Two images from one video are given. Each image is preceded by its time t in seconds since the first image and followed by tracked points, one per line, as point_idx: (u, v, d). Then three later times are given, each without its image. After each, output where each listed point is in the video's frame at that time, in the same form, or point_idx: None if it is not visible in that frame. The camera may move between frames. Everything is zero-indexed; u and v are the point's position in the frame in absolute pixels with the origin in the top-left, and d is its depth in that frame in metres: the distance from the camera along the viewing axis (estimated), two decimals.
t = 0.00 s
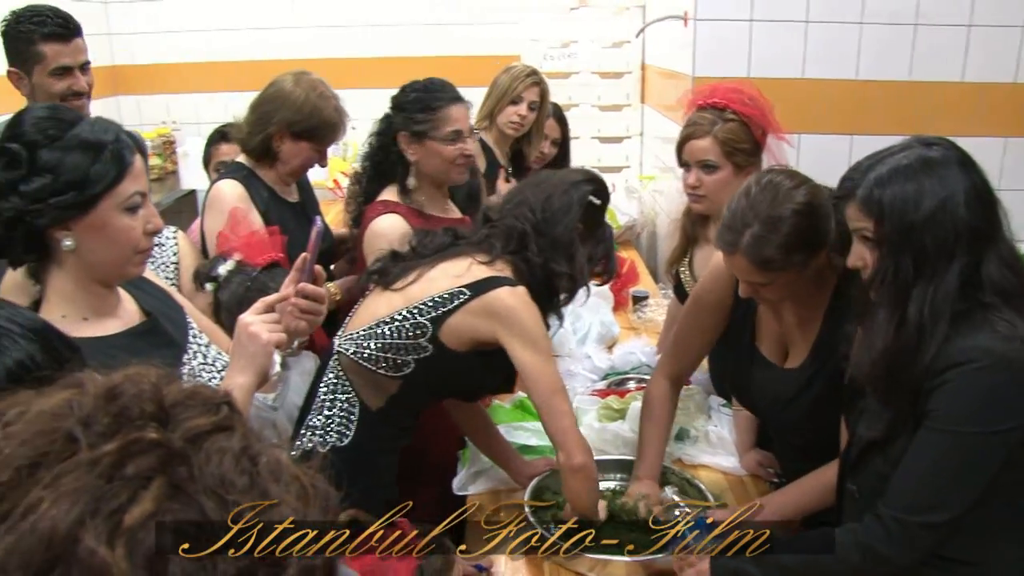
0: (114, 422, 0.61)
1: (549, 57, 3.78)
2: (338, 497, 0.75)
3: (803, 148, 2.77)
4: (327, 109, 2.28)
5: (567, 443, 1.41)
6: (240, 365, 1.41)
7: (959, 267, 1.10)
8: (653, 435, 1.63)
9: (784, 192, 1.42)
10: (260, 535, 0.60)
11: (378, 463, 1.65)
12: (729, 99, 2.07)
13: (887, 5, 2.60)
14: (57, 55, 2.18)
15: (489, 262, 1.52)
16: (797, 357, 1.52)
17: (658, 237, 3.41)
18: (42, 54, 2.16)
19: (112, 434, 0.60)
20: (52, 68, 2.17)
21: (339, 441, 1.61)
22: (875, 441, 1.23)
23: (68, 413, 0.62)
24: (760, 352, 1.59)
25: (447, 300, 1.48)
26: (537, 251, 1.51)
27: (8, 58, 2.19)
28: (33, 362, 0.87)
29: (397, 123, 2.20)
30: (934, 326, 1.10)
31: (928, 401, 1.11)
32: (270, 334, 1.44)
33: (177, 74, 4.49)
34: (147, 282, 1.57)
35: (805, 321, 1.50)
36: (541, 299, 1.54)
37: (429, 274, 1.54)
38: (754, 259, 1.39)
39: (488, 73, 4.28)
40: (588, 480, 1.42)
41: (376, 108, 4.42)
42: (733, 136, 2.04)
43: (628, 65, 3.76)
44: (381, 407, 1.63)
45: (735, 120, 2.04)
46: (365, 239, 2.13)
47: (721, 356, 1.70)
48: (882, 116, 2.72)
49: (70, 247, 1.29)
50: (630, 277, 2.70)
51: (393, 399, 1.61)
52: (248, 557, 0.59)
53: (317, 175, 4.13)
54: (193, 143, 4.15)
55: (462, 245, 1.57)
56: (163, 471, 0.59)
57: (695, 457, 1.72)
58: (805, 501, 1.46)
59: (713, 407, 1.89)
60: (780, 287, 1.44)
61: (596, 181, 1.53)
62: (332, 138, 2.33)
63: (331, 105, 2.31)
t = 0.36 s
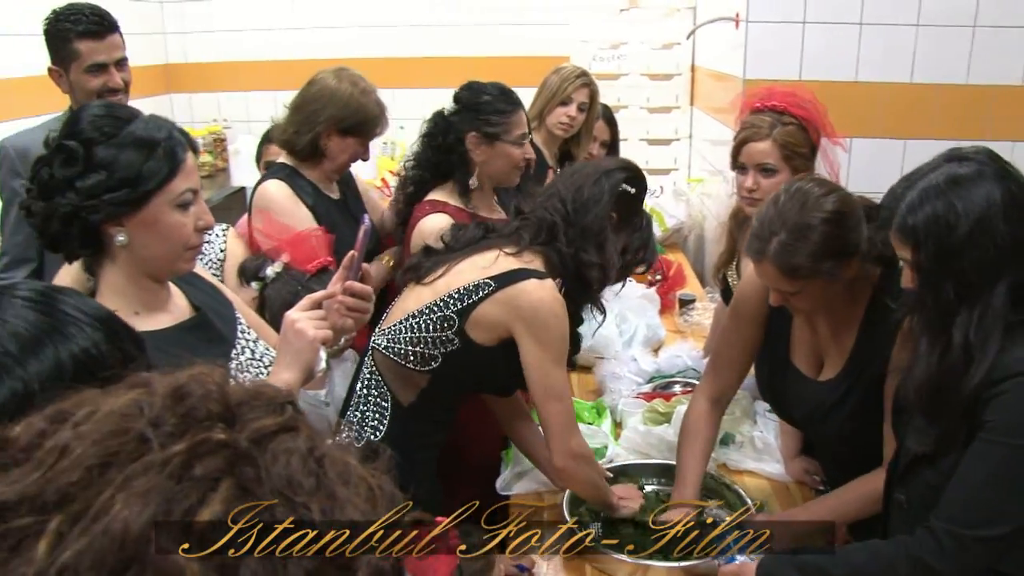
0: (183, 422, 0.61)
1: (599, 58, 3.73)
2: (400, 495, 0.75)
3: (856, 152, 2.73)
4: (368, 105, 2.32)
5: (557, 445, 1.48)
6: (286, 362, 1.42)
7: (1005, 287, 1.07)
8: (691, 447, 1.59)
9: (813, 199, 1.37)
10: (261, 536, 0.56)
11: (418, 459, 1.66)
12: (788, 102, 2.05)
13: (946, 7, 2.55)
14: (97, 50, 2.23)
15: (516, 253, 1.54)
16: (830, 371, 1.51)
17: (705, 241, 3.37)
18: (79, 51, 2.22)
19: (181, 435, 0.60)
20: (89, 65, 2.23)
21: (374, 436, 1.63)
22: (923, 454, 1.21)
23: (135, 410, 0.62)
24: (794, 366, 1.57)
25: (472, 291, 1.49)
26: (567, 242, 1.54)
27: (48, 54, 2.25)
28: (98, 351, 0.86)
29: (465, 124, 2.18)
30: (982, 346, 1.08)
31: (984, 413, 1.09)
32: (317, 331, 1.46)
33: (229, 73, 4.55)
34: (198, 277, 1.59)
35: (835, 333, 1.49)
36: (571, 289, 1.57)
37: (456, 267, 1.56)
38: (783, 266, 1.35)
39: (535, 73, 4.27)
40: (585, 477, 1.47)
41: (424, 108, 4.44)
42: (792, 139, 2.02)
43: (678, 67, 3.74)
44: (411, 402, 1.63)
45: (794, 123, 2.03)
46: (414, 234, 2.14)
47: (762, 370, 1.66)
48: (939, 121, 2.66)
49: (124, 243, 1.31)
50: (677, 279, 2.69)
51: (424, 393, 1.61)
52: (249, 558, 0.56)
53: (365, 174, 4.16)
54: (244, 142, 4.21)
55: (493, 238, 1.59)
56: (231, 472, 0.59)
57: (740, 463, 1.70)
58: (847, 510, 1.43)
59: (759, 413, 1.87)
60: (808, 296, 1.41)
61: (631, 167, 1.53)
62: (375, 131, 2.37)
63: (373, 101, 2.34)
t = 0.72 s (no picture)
0: (220, 433, 0.60)
1: (635, 60, 3.74)
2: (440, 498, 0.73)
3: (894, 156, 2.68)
4: (393, 100, 2.32)
5: (538, 435, 1.44)
6: (321, 359, 1.42)
7: None
8: (739, 436, 1.61)
9: (875, 163, 1.39)
10: (262, 536, 0.54)
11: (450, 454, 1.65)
12: (826, 106, 2.03)
13: (991, 9, 2.50)
14: (133, 49, 2.26)
15: (537, 244, 1.53)
16: (886, 345, 1.48)
17: (741, 245, 3.35)
18: (114, 50, 2.25)
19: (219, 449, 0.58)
20: (123, 65, 2.26)
21: (403, 434, 1.63)
22: (961, 469, 1.18)
23: (169, 415, 0.60)
24: (847, 348, 1.55)
25: (493, 281, 1.50)
26: (589, 234, 1.53)
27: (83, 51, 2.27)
28: (151, 340, 0.85)
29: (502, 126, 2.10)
30: None
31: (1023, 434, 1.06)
32: (353, 329, 1.46)
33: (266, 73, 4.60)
34: (234, 274, 1.61)
35: (896, 311, 1.45)
36: (595, 281, 1.55)
37: (479, 261, 1.57)
38: (841, 224, 1.37)
39: (570, 76, 4.27)
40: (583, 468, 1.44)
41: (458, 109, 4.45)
42: (832, 142, 1.98)
43: (715, 69, 3.72)
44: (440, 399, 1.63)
45: (832, 127, 1.99)
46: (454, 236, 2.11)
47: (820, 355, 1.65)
48: (982, 125, 2.60)
49: (160, 241, 1.33)
50: (711, 283, 2.67)
51: (451, 390, 1.62)
52: (247, 559, 0.53)
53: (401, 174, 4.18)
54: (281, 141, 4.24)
55: (518, 233, 1.59)
56: (270, 488, 0.57)
57: (774, 468, 1.68)
58: (881, 508, 1.39)
59: (795, 418, 1.85)
60: (868, 262, 1.41)
61: (654, 161, 1.54)
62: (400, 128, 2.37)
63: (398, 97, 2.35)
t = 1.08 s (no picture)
0: (250, 435, 0.59)
1: (659, 62, 3.73)
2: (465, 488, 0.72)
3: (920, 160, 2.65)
4: (393, 91, 2.32)
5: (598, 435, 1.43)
6: (345, 356, 1.42)
7: None
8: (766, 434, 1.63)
9: (909, 169, 1.39)
10: (262, 536, 0.53)
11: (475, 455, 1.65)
12: (851, 109, 2.02)
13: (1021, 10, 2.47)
14: (160, 56, 2.28)
15: (565, 245, 1.53)
16: (918, 350, 1.46)
17: (764, 248, 3.34)
18: (141, 55, 2.26)
19: (257, 452, 0.58)
20: (149, 69, 2.27)
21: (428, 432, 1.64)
22: (987, 475, 1.17)
23: (203, 417, 0.60)
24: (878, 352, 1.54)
25: (521, 280, 1.49)
26: (620, 237, 1.52)
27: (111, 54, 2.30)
28: (195, 330, 0.96)
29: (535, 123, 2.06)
30: None
31: None
32: (377, 328, 1.46)
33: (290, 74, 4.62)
34: (256, 273, 1.61)
35: (926, 318, 1.44)
36: (624, 286, 1.53)
37: (507, 261, 1.57)
38: (873, 231, 1.37)
39: (593, 78, 4.26)
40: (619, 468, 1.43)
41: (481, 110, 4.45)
42: (857, 146, 1.96)
43: (740, 72, 3.69)
44: (466, 398, 1.63)
45: (858, 131, 1.97)
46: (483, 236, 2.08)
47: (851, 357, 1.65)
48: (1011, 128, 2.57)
49: (183, 241, 1.33)
50: (735, 286, 2.66)
51: (476, 390, 1.62)
52: (250, 558, 0.53)
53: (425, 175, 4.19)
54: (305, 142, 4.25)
55: (548, 234, 1.59)
56: (305, 488, 0.56)
57: (797, 473, 1.66)
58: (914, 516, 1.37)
59: (818, 423, 1.83)
60: (900, 268, 1.41)
61: (687, 168, 1.55)
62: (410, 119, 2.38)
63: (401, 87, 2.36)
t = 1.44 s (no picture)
0: (285, 431, 0.59)
1: (685, 68, 3.73)
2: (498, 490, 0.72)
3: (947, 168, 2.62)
4: (395, 87, 2.32)
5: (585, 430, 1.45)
6: (371, 357, 1.43)
7: None
8: (776, 461, 1.57)
9: (894, 201, 1.36)
10: (261, 535, 0.53)
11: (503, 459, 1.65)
12: (869, 117, 2.00)
13: None
14: (190, 59, 2.29)
15: (590, 245, 1.54)
16: (924, 384, 1.44)
17: (789, 255, 3.31)
18: (172, 58, 2.28)
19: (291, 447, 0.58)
20: (179, 73, 2.29)
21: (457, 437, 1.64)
22: (1013, 486, 1.16)
23: (240, 413, 0.60)
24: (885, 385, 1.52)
25: (548, 282, 1.50)
26: (646, 240, 1.51)
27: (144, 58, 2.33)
28: (253, 327, 0.95)
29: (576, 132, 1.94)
30: None
31: None
32: (402, 331, 1.46)
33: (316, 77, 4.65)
34: (281, 277, 1.62)
35: (928, 349, 1.42)
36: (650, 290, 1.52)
37: (533, 263, 1.57)
38: (853, 263, 1.35)
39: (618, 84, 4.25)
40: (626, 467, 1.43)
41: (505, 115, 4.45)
42: (870, 157, 1.95)
43: (765, 78, 3.67)
44: (495, 402, 1.63)
45: (874, 140, 1.96)
46: (503, 231, 2.08)
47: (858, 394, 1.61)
48: None
49: (209, 244, 1.33)
50: (760, 293, 2.64)
51: (505, 391, 1.61)
52: (248, 558, 0.53)
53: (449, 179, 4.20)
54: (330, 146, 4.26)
55: (574, 235, 1.60)
56: (336, 486, 0.56)
57: (820, 483, 1.65)
58: (929, 537, 1.36)
59: (843, 432, 1.81)
60: (890, 301, 1.37)
61: (717, 173, 1.54)
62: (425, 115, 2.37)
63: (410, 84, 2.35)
